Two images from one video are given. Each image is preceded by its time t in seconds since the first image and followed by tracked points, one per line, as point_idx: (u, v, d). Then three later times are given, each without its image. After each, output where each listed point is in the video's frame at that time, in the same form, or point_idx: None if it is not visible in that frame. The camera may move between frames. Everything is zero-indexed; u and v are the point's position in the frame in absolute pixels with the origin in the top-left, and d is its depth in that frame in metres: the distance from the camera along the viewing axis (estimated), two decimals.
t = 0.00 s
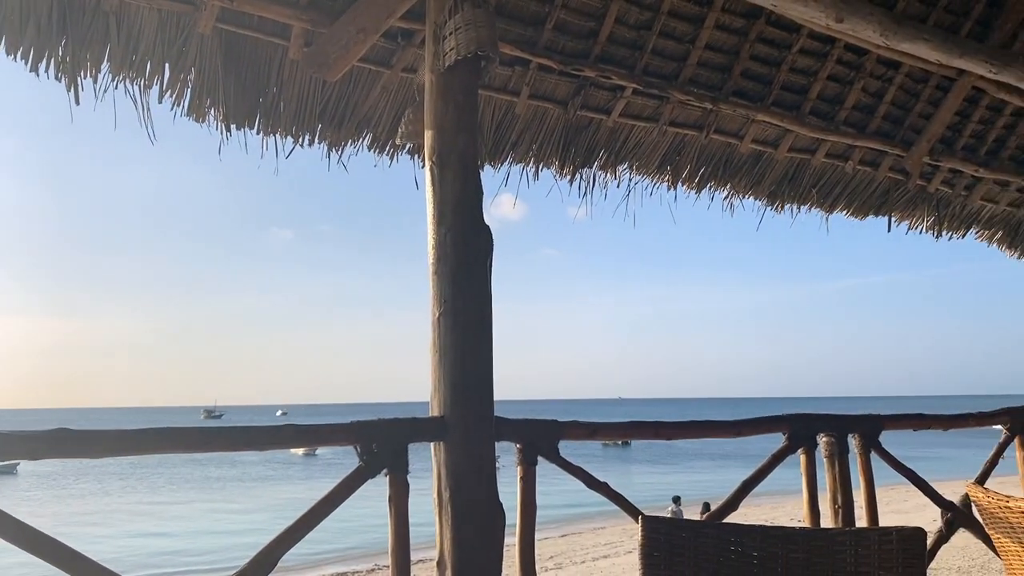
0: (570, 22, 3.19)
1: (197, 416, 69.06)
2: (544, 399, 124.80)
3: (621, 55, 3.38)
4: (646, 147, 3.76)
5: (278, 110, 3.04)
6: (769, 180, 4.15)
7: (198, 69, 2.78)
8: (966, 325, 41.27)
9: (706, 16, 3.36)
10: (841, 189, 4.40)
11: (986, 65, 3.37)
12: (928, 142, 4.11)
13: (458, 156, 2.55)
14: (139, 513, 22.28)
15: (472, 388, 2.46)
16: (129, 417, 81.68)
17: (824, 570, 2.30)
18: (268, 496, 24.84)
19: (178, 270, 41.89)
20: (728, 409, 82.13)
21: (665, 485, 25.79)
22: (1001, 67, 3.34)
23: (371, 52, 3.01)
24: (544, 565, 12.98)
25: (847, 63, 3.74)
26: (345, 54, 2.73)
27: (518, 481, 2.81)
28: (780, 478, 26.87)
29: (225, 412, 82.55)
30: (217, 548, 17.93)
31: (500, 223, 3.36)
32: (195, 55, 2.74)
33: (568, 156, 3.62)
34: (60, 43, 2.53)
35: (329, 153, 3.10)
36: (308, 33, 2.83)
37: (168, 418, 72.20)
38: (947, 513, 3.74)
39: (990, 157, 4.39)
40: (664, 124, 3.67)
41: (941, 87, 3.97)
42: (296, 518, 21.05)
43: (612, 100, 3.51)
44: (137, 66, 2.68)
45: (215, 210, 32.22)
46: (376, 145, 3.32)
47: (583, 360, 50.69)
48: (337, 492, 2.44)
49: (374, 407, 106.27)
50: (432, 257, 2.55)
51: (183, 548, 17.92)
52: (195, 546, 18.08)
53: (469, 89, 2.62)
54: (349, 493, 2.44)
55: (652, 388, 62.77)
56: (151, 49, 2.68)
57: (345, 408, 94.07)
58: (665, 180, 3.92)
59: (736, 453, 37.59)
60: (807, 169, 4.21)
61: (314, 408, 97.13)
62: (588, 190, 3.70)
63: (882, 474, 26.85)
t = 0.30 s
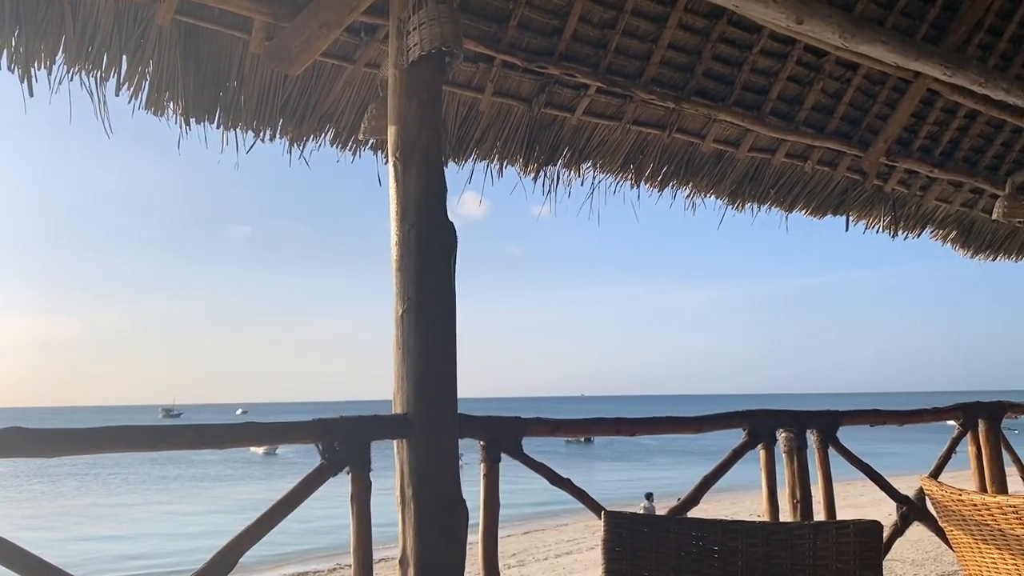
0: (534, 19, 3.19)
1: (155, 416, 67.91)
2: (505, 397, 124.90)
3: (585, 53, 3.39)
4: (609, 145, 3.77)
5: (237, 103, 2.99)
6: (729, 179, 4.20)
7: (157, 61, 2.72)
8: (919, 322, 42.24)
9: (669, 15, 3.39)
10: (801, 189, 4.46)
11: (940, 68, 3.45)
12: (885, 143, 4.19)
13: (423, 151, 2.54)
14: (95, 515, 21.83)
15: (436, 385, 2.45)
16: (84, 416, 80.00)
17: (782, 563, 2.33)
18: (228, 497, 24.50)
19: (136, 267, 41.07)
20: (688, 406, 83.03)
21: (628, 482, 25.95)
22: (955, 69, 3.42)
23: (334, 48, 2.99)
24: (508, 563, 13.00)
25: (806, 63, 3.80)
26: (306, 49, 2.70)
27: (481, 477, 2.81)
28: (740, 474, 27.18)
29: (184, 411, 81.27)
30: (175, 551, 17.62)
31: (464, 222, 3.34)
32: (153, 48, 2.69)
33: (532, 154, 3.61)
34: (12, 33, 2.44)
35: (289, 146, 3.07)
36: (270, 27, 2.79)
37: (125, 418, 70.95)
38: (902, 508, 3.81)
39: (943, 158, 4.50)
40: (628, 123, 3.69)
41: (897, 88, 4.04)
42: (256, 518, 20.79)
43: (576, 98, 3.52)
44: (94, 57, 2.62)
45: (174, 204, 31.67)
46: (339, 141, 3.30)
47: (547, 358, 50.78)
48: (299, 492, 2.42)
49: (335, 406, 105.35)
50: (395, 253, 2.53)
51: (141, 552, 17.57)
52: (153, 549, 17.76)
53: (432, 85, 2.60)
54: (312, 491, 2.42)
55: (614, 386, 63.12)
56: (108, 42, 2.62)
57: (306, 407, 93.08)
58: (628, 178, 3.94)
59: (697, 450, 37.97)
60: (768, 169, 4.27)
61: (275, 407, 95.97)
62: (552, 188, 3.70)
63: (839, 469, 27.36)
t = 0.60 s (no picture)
0: (499, 17, 3.20)
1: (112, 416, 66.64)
2: (468, 394, 124.82)
3: (552, 52, 3.40)
4: (575, 144, 3.78)
5: (198, 97, 2.95)
6: (693, 179, 4.23)
7: (116, 55, 2.67)
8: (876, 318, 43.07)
9: (634, 15, 3.41)
10: (763, 189, 4.51)
11: (898, 71, 3.52)
12: (845, 145, 4.25)
13: (388, 148, 2.53)
14: (50, 518, 21.37)
15: (402, 383, 2.44)
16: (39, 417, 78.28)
17: (742, 559, 2.35)
18: (187, 497, 24.12)
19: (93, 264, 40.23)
20: (650, 402, 83.77)
21: (592, 479, 26.05)
22: (914, 73, 3.49)
23: (297, 43, 2.97)
24: (471, 561, 12.98)
25: (768, 65, 3.85)
26: (269, 44, 2.67)
27: (446, 475, 2.80)
28: (703, 471, 27.42)
29: (143, 411, 79.84)
30: (133, 554, 17.31)
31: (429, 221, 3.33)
32: (113, 41, 2.64)
33: (499, 152, 3.61)
34: None
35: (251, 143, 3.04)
36: (233, 21, 2.76)
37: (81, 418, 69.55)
38: (860, 503, 3.87)
39: (901, 160, 4.59)
40: (593, 122, 3.71)
41: (857, 90, 4.12)
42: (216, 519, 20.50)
43: (542, 97, 3.53)
44: (50, 51, 2.54)
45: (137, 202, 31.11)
46: (301, 137, 3.27)
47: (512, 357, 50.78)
48: (261, 491, 2.39)
49: (297, 405, 104.26)
50: (360, 251, 2.52)
51: (97, 556, 17.23)
52: (109, 553, 17.42)
53: (398, 82, 2.59)
54: (276, 490, 2.40)
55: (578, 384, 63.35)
56: (66, 34, 2.55)
57: (267, 407, 91.97)
58: (593, 177, 3.95)
59: (660, 447, 38.23)
60: (730, 169, 4.32)
61: (235, 406, 94.68)
62: (518, 186, 3.69)
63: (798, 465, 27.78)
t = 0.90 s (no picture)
0: (468, 14, 3.19)
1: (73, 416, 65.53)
2: (435, 392, 124.35)
3: (521, 49, 3.40)
4: (544, 142, 3.78)
5: (163, 91, 2.90)
6: (660, 178, 4.25)
7: (77, 48, 2.61)
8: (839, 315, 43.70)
9: (603, 14, 3.43)
10: (728, 190, 4.55)
11: (863, 72, 3.56)
12: (809, 145, 4.30)
13: (356, 143, 2.51)
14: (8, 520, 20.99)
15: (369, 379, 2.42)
16: None
17: (708, 554, 2.38)
18: (149, 498, 23.81)
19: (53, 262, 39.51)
20: (617, 399, 84.12)
21: (559, 477, 26.12)
22: (877, 74, 3.54)
23: (262, 38, 2.95)
24: (439, 560, 12.97)
25: (734, 66, 3.89)
26: (234, 38, 2.64)
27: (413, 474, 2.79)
28: (669, 467, 27.60)
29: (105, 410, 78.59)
30: (93, 558, 17.06)
31: (397, 218, 3.30)
32: (75, 32, 2.58)
33: (467, 149, 3.59)
34: None
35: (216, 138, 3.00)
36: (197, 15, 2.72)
37: (41, 417, 68.32)
38: (824, 499, 3.92)
39: (865, 160, 4.66)
40: (561, 120, 3.72)
41: (821, 92, 4.17)
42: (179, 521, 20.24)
43: (511, 95, 3.53)
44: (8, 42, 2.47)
45: (98, 199, 30.63)
46: (267, 132, 3.23)
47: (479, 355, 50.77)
48: (226, 491, 2.36)
49: (262, 404, 103.26)
50: (326, 249, 2.50)
51: (56, 561, 16.95)
52: (68, 557, 17.15)
53: (366, 77, 2.57)
54: (240, 489, 2.37)
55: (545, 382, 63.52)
56: (24, 26, 2.48)
57: (232, 406, 90.94)
58: (562, 176, 3.95)
59: (626, 444, 38.47)
60: (697, 169, 4.35)
61: (200, 405, 93.56)
62: (487, 184, 3.67)
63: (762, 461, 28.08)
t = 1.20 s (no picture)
0: (438, 12, 3.18)
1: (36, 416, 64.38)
2: (404, 392, 123.86)
3: (492, 47, 3.40)
4: (515, 141, 3.79)
5: (129, 84, 2.86)
6: (631, 178, 4.27)
7: (40, 41, 2.56)
8: (804, 314, 44.22)
9: (574, 14, 3.44)
10: (698, 189, 4.58)
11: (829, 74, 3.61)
12: (777, 146, 4.35)
13: (327, 139, 2.49)
14: None
15: (339, 378, 2.41)
16: None
17: (678, 550, 2.40)
18: (115, 500, 23.52)
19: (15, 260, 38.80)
20: (588, 398, 84.36)
21: (529, 476, 26.17)
22: (843, 76, 3.58)
23: (231, 34, 2.92)
24: (409, 559, 12.96)
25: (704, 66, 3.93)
26: (201, 34, 2.60)
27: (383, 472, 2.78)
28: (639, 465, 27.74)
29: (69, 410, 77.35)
30: (56, 561, 16.83)
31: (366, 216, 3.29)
32: (38, 25, 2.53)
33: (438, 147, 3.58)
34: None
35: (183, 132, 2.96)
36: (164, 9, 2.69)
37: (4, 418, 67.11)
38: (791, 495, 3.97)
39: (832, 160, 4.71)
40: (533, 120, 3.73)
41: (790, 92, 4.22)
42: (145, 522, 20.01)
43: (482, 93, 3.53)
44: None
45: (62, 197, 30.15)
46: (236, 129, 3.20)
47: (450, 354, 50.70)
48: (193, 491, 2.33)
49: (231, 403, 102.20)
50: (296, 247, 2.48)
51: (18, 565, 16.68)
52: (31, 560, 16.88)
53: (337, 74, 2.56)
54: (208, 488, 2.34)
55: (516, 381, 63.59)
56: None
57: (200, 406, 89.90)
58: (534, 174, 3.95)
59: (596, 442, 38.65)
60: (667, 168, 4.38)
61: (167, 405, 92.42)
62: (459, 182, 3.66)
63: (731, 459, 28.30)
